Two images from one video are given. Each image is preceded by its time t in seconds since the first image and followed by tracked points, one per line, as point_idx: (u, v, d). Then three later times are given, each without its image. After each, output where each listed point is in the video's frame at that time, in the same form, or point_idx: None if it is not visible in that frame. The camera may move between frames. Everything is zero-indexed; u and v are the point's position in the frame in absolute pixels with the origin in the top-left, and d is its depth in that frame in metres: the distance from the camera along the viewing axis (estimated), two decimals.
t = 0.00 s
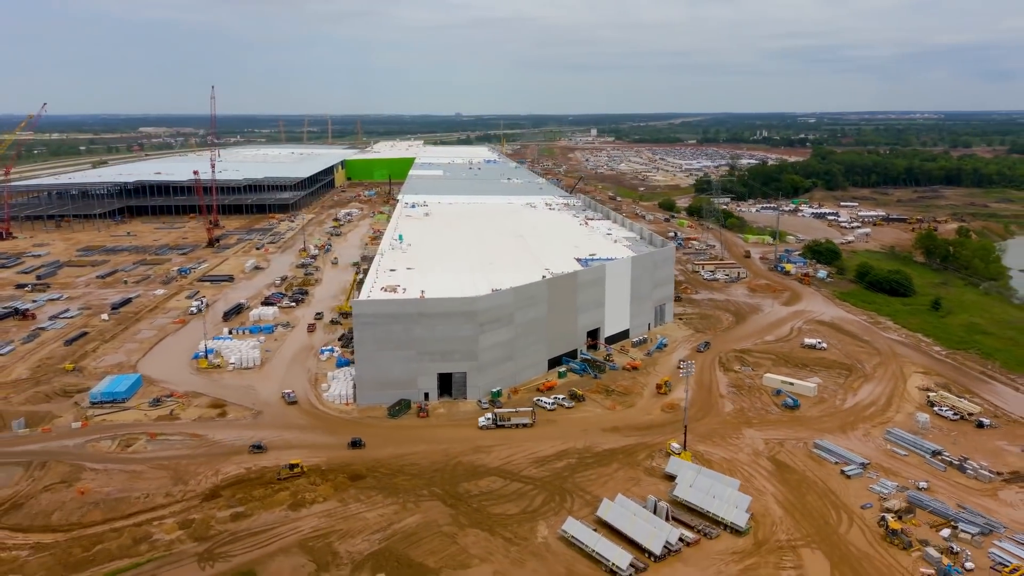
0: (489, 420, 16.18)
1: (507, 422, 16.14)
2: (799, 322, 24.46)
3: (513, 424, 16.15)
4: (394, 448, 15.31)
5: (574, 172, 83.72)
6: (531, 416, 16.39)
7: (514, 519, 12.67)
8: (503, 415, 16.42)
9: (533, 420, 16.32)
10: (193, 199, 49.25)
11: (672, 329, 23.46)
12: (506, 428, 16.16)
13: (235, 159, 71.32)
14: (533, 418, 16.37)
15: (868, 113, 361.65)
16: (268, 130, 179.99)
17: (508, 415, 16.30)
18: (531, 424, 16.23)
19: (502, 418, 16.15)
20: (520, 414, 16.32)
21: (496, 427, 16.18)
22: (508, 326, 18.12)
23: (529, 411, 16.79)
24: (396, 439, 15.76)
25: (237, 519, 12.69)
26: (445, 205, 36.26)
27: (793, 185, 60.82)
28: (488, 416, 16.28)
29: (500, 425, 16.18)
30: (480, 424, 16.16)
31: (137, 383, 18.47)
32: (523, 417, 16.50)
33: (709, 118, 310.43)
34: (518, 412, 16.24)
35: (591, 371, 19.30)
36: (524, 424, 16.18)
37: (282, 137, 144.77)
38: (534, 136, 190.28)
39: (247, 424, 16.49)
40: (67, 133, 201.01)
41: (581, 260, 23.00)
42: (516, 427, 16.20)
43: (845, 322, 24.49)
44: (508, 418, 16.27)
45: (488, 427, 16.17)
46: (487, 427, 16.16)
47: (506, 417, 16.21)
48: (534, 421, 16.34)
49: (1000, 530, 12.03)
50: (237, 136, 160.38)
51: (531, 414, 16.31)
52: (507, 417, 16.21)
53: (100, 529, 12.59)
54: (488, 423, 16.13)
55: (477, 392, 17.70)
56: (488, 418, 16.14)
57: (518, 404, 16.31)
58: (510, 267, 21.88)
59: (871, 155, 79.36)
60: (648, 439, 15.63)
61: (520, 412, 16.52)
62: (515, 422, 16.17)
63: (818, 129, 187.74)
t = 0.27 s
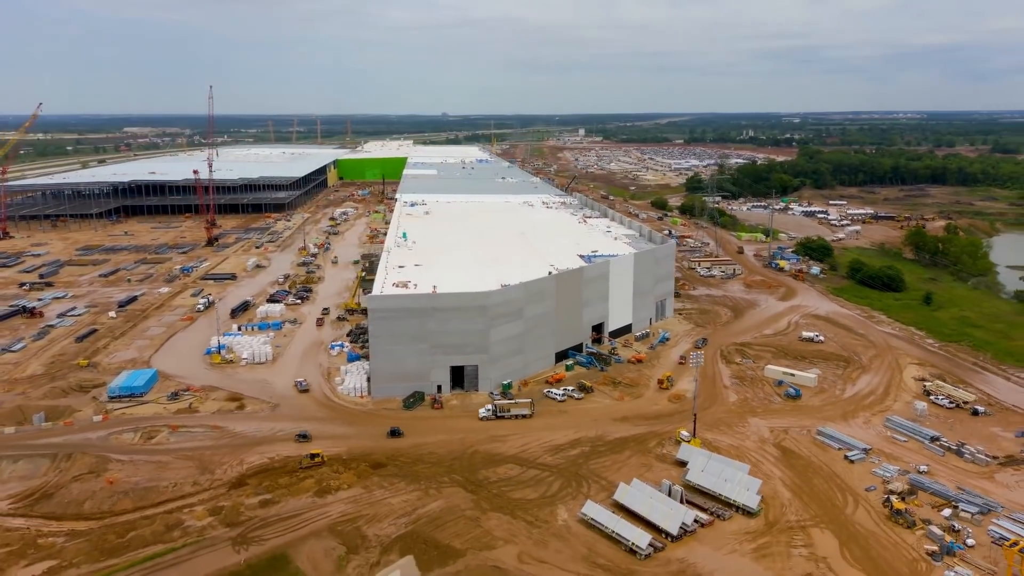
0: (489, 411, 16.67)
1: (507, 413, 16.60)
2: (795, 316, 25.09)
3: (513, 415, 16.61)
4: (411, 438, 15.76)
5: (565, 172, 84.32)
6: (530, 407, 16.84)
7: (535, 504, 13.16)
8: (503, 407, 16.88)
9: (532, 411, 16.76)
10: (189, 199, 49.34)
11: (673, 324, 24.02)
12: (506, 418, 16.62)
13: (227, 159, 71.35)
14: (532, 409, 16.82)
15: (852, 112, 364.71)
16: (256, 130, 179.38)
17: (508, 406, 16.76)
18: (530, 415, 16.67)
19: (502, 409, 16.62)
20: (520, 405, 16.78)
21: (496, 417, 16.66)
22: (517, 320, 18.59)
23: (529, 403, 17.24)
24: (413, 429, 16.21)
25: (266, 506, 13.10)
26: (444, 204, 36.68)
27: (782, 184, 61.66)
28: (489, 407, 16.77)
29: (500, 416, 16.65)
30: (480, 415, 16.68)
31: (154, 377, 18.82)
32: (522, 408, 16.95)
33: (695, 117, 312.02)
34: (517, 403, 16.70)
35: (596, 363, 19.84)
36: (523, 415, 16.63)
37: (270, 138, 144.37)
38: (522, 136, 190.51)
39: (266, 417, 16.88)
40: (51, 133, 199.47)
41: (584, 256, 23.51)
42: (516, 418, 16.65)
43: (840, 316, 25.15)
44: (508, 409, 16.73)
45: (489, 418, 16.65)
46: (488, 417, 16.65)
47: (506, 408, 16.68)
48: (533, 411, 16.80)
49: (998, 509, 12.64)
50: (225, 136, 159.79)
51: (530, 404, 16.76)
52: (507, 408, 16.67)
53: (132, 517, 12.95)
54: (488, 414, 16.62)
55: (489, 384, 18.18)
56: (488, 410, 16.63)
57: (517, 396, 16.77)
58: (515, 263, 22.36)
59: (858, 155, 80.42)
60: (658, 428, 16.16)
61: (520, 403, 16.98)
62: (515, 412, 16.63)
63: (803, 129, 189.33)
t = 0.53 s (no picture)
0: (489, 403, 17.11)
1: (506, 405, 17.04)
2: (792, 311, 25.72)
3: (512, 407, 17.05)
4: (427, 428, 16.21)
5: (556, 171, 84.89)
6: (529, 398, 17.27)
7: (552, 489, 13.66)
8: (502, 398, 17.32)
9: (531, 402, 17.20)
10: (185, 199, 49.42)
11: (673, 319, 24.58)
12: (505, 410, 17.06)
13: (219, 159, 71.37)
14: (531, 400, 17.26)
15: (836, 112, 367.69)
16: (243, 130, 178.74)
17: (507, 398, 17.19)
18: (529, 406, 17.10)
19: (501, 401, 17.05)
20: (519, 396, 17.20)
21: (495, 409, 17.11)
22: (526, 315, 19.06)
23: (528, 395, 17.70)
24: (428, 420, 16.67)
25: (292, 493, 13.52)
26: (442, 202, 37.09)
27: (772, 183, 62.46)
28: (489, 399, 17.21)
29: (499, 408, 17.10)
30: (481, 406, 17.13)
31: (169, 372, 19.16)
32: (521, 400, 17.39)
33: (681, 117, 313.49)
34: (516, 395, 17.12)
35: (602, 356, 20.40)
36: (522, 406, 17.07)
37: (258, 138, 143.91)
38: (509, 136, 190.91)
39: (283, 409, 17.28)
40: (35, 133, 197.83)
41: (586, 253, 24.02)
42: (515, 409, 17.09)
43: (835, 311, 25.81)
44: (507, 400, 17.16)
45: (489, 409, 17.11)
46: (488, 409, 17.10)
47: (505, 400, 17.11)
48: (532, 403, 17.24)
49: (995, 490, 13.25)
50: (212, 136, 159.16)
51: (529, 396, 17.19)
52: (506, 399, 17.09)
53: (161, 505, 13.33)
54: (488, 406, 17.06)
55: (499, 377, 18.65)
56: (488, 401, 17.08)
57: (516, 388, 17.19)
58: (520, 260, 22.83)
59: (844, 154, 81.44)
60: (665, 417, 16.69)
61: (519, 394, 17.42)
62: (514, 404, 17.08)
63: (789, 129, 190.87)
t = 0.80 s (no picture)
0: (488, 396, 17.58)
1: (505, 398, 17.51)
2: (788, 306, 26.36)
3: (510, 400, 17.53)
4: (443, 419, 16.67)
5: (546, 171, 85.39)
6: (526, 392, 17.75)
7: (568, 476, 14.16)
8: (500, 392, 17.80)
9: (527, 395, 17.68)
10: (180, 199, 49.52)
11: (673, 315, 25.15)
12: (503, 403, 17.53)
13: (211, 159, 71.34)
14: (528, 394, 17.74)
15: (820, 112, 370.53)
16: (230, 130, 178.13)
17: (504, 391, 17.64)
18: (526, 399, 17.57)
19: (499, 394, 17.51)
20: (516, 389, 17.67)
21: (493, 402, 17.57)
22: (534, 309, 19.55)
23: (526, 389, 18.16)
24: (442, 411, 17.13)
25: (316, 481, 13.95)
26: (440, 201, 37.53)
27: (762, 182, 63.27)
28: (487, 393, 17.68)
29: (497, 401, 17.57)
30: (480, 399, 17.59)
31: (183, 367, 19.53)
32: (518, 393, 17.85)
33: (667, 117, 314.89)
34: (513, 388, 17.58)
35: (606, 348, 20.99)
36: (519, 399, 17.54)
37: (246, 138, 143.47)
38: (497, 136, 191.16)
39: (299, 402, 17.69)
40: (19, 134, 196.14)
41: (589, 250, 24.54)
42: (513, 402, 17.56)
43: (829, 306, 26.48)
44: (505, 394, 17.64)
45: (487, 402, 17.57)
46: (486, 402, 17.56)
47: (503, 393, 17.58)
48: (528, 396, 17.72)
49: (992, 473, 13.89)
50: (199, 136, 158.46)
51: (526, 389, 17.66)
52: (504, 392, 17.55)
53: (189, 494, 13.72)
54: (486, 399, 17.52)
55: (508, 370, 19.13)
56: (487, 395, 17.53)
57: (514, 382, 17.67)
58: (524, 257, 23.32)
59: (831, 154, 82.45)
60: (672, 408, 17.24)
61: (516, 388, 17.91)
62: (512, 397, 17.56)
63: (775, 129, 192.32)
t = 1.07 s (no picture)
0: (486, 389, 18.04)
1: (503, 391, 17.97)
2: (784, 302, 26.98)
3: (508, 392, 17.99)
4: (456, 411, 17.12)
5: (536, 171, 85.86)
6: (523, 384, 18.20)
7: (583, 463, 14.66)
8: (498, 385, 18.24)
9: (525, 387, 18.14)
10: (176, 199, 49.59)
11: (673, 310, 25.71)
12: (502, 395, 17.99)
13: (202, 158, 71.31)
14: (525, 386, 18.19)
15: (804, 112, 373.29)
16: (217, 130, 177.38)
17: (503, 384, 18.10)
18: (524, 391, 18.01)
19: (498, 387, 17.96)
20: (514, 381, 18.12)
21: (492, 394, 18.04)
22: (541, 304, 20.02)
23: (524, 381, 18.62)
24: (455, 403, 17.59)
25: (339, 470, 14.37)
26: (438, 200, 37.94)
27: (752, 181, 64.02)
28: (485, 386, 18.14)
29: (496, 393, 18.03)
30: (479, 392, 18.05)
31: (197, 362, 19.88)
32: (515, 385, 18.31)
33: (653, 117, 316.34)
34: (511, 381, 18.03)
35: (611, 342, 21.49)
36: (517, 392, 17.97)
37: (234, 137, 142.95)
38: (485, 136, 191.40)
39: (315, 395, 18.09)
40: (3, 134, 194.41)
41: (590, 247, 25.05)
42: (511, 395, 18.01)
43: (824, 301, 27.16)
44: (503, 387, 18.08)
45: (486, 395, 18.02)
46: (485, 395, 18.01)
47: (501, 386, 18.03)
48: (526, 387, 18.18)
49: (987, 457, 14.51)
50: (186, 137, 157.74)
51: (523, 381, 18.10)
52: (502, 386, 18.00)
53: (215, 483, 14.10)
54: (485, 392, 17.98)
55: (516, 364, 19.60)
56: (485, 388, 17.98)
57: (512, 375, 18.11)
58: (528, 254, 23.81)
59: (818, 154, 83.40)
60: (678, 399, 17.78)
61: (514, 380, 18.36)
62: (510, 390, 18.02)
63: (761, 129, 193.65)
